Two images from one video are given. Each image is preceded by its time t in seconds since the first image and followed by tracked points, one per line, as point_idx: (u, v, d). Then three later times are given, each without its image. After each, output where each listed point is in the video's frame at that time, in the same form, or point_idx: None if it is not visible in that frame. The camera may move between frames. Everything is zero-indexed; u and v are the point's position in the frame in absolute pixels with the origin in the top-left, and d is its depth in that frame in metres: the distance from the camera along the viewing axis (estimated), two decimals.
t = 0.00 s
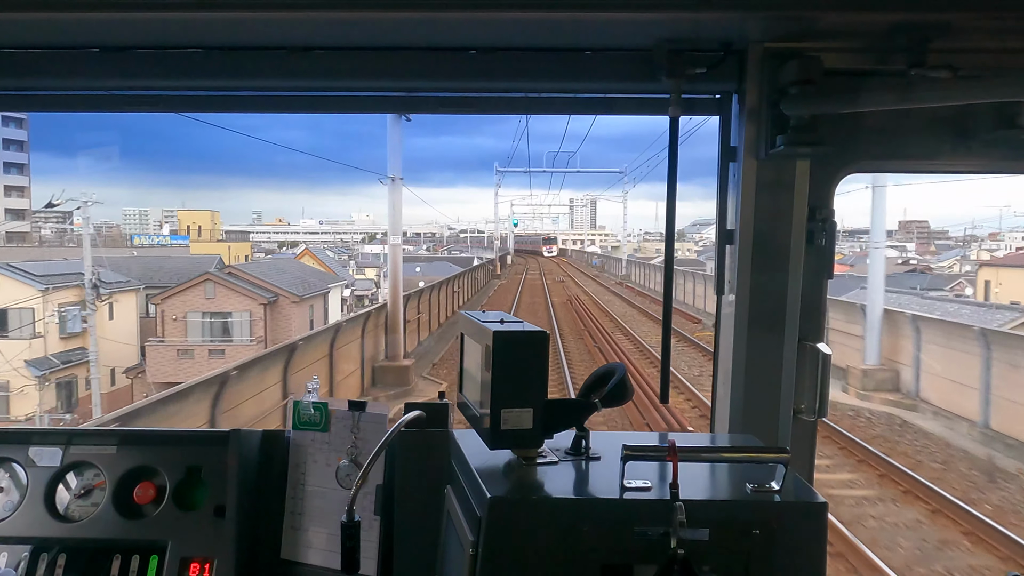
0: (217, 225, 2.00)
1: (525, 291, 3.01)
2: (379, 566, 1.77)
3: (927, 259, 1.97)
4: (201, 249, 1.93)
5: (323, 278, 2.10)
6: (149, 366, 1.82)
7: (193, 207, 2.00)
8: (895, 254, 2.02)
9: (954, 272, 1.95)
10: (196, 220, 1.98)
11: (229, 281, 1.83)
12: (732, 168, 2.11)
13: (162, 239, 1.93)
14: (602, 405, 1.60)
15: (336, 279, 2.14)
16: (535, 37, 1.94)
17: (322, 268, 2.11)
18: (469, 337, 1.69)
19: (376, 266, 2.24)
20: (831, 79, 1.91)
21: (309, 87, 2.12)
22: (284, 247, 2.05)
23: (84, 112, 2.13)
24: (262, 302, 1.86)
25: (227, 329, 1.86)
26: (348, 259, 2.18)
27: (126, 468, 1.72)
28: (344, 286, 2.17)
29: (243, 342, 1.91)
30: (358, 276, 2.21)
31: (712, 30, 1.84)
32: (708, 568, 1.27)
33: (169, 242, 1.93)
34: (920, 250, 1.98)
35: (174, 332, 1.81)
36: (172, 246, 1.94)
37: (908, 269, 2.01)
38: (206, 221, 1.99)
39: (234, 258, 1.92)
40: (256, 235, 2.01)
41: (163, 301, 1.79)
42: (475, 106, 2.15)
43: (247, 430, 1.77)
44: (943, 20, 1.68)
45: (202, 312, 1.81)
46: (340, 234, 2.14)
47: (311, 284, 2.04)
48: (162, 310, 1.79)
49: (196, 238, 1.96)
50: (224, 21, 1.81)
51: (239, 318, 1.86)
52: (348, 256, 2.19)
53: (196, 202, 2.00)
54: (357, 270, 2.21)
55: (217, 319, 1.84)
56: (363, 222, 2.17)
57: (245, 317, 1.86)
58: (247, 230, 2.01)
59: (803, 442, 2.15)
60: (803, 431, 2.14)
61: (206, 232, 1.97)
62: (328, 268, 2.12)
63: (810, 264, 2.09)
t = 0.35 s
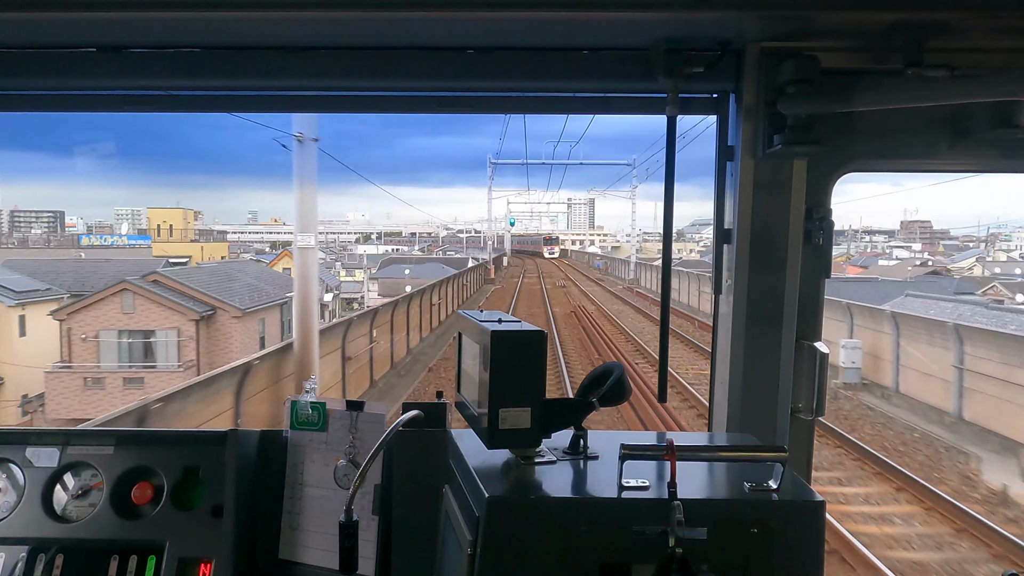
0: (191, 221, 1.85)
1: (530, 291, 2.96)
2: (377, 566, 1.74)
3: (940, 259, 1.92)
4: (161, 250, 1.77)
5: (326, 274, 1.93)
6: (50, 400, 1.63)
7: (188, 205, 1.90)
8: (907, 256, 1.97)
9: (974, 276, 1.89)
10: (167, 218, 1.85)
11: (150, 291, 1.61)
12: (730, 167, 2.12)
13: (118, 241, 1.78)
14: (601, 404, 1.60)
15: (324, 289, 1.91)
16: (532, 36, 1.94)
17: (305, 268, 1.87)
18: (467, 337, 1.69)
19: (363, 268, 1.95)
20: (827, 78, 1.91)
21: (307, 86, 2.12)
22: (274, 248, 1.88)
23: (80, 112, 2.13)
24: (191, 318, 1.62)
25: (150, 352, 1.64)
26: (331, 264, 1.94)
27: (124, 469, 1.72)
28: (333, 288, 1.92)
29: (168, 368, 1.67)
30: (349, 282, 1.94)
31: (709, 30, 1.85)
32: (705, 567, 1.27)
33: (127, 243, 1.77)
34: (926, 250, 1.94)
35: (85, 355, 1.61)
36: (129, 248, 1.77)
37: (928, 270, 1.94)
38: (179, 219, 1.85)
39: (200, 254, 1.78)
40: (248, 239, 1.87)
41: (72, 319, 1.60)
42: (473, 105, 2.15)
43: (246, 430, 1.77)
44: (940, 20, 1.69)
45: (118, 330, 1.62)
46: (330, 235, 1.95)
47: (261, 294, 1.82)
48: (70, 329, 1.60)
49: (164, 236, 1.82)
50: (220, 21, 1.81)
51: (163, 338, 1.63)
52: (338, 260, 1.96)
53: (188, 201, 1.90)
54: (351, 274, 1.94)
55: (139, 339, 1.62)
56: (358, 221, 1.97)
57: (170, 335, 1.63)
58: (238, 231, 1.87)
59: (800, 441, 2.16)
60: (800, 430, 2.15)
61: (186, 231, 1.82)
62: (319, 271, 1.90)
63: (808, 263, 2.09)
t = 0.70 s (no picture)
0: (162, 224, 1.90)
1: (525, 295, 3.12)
2: (376, 567, 1.75)
3: (957, 261, 1.93)
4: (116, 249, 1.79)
5: (305, 274, 2.02)
6: None
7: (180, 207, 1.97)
8: (920, 258, 1.99)
9: (999, 278, 1.88)
10: (134, 217, 1.87)
11: (34, 306, 1.61)
12: (728, 168, 2.12)
13: (68, 239, 1.82)
14: (599, 405, 1.60)
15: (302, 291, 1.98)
16: (531, 37, 1.94)
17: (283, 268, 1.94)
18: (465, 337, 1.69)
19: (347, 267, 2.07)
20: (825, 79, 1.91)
21: (305, 87, 2.11)
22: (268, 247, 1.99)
23: (77, 113, 2.12)
24: (85, 342, 1.58)
25: (26, 389, 1.63)
26: (315, 266, 2.04)
27: (121, 470, 1.72)
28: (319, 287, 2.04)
29: (46, 410, 1.66)
30: (332, 283, 2.07)
31: (707, 30, 1.85)
32: (704, 567, 1.27)
33: (76, 242, 1.82)
34: (935, 250, 1.96)
35: None
36: (77, 247, 1.82)
37: (946, 273, 1.97)
38: (146, 218, 1.87)
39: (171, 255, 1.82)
40: (234, 237, 1.95)
41: None
42: (471, 106, 2.15)
43: (243, 431, 1.77)
44: (937, 20, 1.69)
45: None
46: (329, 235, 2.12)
47: (189, 307, 1.75)
48: None
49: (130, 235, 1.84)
50: (217, 21, 1.80)
51: (45, 372, 1.61)
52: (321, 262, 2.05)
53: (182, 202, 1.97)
54: (336, 275, 2.06)
55: (11, 372, 1.62)
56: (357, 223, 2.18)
57: (52, 366, 1.60)
58: (230, 231, 1.96)
59: (798, 441, 2.16)
60: (798, 430, 2.15)
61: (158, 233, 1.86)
62: (299, 272, 1.99)
63: (805, 263, 2.10)
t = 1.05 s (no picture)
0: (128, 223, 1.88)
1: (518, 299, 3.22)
2: (375, 567, 1.75)
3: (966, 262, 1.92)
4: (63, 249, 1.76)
5: (284, 278, 1.95)
6: None
7: (178, 207, 2.00)
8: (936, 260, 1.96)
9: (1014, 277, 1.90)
10: (96, 215, 1.86)
11: None
12: (727, 168, 2.12)
13: (1, 238, 1.76)
14: (598, 405, 1.60)
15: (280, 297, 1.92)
16: (530, 37, 1.94)
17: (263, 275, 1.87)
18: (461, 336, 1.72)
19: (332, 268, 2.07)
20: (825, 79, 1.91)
21: (305, 87, 2.12)
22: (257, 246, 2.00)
23: (75, 113, 2.12)
24: None
25: None
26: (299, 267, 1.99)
27: (121, 470, 1.72)
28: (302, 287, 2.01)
29: None
30: (314, 284, 2.04)
31: (705, 31, 1.85)
32: (703, 568, 1.27)
33: (14, 243, 1.77)
34: (944, 251, 1.95)
35: None
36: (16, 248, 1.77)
37: (974, 275, 1.93)
38: (109, 217, 1.86)
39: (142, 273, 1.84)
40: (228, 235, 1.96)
41: None
42: (470, 107, 2.15)
43: (242, 431, 1.77)
44: (937, 20, 1.69)
45: None
46: (322, 234, 2.12)
47: (73, 328, 1.61)
48: None
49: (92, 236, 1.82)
50: (215, 22, 1.80)
51: None
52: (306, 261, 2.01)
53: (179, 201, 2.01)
54: (325, 277, 2.04)
55: None
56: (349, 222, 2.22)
57: None
58: (226, 232, 1.96)
59: (798, 441, 2.16)
60: (797, 430, 2.15)
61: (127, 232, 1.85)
62: (280, 278, 1.93)
63: (805, 263, 2.10)
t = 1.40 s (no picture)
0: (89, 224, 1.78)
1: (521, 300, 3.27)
2: (376, 567, 1.76)
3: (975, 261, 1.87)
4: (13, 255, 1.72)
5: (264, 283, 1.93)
6: None
7: (176, 207, 1.99)
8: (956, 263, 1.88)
9: None
10: (54, 214, 1.77)
11: None
12: (728, 168, 2.12)
13: None
14: (598, 406, 1.60)
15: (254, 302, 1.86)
16: (530, 37, 1.94)
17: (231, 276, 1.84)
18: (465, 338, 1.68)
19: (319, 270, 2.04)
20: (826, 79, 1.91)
21: (305, 87, 2.11)
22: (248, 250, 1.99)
23: (75, 113, 2.12)
24: None
25: None
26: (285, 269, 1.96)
27: (121, 470, 1.72)
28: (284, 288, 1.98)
29: None
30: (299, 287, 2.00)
31: (705, 31, 1.85)
32: (703, 568, 1.27)
33: None
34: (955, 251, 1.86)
35: None
36: None
37: (1007, 278, 1.84)
38: (66, 215, 1.78)
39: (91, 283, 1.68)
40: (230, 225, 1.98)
41: None
42: (470, 107, 2.15)
43: (243, 431, 1.77)
44: (939, 21, 1.68)
45: None
46: (320, 233, 2.13)
47: None
48: None
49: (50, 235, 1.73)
50: (216, 21, 1.80)
51: None
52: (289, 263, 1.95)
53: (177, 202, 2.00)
54: (311, 278, 2.02)
55: None
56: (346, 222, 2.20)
57: None
58: (220, 231, 1.96)
59: (798, 442, 2.15)
60: (797, 431, 2.15)
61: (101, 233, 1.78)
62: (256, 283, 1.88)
63: (806, 263, 2.09)
